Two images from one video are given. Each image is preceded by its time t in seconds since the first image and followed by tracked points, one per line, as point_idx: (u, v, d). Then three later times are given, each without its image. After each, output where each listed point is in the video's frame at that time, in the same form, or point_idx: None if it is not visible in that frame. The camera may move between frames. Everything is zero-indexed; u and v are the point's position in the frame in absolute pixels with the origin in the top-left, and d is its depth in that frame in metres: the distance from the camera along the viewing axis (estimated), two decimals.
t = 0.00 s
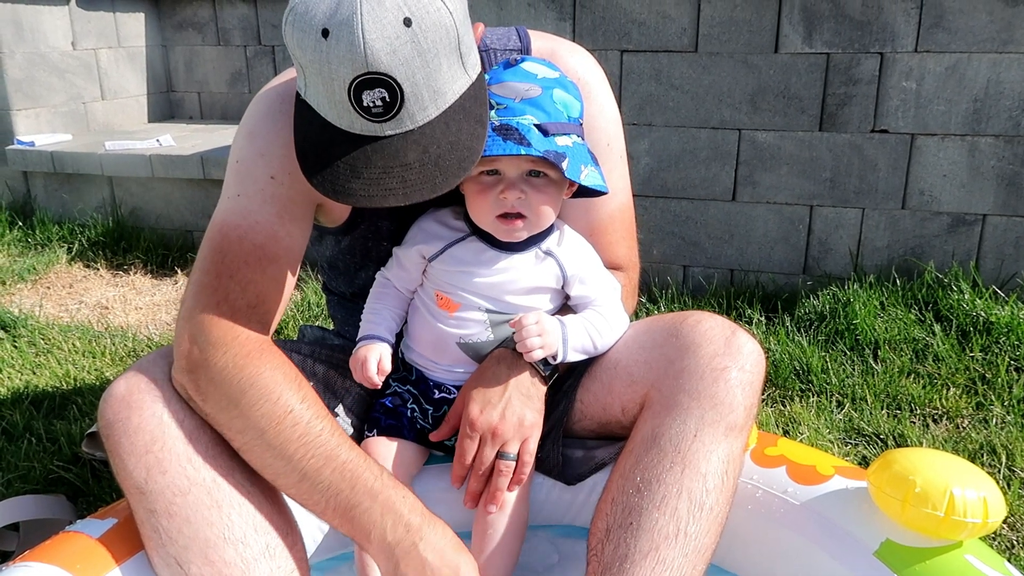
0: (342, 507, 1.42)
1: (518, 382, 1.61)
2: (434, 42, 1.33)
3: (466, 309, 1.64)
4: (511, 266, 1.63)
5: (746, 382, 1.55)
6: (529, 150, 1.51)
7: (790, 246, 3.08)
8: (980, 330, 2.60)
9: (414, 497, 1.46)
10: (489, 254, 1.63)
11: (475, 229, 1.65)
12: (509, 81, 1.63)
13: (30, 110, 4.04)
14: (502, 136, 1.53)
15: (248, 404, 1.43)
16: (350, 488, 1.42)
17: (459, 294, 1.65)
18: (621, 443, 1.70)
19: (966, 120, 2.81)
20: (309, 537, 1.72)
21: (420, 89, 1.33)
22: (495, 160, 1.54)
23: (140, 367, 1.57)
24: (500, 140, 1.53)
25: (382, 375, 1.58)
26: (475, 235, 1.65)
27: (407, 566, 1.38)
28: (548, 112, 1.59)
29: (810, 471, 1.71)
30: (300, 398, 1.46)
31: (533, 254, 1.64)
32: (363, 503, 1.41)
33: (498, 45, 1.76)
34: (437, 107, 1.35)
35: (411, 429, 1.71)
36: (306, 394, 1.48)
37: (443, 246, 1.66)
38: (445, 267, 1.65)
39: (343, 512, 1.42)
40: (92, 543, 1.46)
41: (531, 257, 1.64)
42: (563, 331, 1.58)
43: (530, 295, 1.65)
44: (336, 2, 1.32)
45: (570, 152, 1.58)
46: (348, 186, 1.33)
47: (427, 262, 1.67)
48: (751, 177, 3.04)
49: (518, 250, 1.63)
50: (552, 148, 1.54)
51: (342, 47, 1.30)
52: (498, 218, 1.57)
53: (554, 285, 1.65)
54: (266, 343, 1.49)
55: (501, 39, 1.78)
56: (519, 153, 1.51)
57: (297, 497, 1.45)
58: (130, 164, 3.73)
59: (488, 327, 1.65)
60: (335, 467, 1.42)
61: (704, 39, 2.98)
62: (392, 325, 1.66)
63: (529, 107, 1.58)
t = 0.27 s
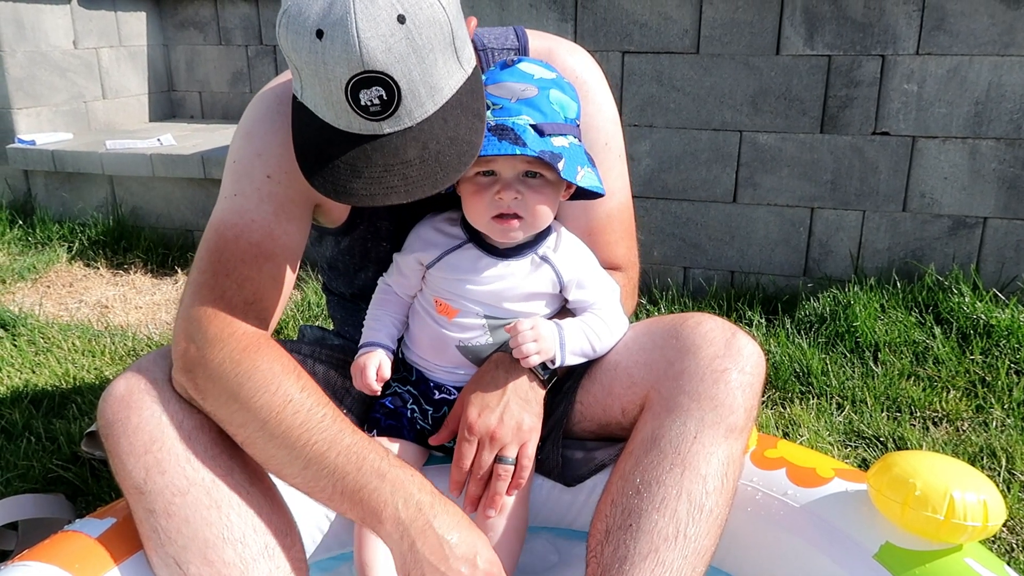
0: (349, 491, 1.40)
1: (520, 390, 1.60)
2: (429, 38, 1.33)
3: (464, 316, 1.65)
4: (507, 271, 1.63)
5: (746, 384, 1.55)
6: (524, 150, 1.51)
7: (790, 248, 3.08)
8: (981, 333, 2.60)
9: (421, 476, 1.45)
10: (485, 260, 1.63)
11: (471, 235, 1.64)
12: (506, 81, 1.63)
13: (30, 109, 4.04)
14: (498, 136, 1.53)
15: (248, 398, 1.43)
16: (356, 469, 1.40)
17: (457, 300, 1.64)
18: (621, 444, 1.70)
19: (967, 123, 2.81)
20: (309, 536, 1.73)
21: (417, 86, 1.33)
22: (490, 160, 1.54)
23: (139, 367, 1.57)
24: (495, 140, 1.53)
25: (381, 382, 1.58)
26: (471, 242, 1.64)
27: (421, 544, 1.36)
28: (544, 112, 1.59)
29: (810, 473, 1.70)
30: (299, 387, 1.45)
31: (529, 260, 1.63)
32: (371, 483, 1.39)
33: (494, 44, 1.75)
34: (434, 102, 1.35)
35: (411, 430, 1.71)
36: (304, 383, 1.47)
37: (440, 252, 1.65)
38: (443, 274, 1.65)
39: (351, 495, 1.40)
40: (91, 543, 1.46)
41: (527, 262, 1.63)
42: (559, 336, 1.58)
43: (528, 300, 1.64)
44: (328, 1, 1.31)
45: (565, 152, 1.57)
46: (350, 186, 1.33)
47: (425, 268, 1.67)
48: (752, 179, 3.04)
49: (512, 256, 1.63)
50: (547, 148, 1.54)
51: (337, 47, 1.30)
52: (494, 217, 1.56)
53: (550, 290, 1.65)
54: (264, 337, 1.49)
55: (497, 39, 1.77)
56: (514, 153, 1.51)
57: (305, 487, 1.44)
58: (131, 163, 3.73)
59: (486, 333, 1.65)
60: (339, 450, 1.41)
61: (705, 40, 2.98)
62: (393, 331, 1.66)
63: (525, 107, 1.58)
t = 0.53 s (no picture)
0: (348, 483, 1.40)
1: (518, 391, 1.60)
2: (426, 33, 1.33)
3: (462, 317, 1.64)
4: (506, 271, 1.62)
5: (746, 384, 1.55)
6: (544, 148, 1.52)
7: (791, 249, 3.08)
8: (981, 334, 2.60)
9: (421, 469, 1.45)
10: (484, 260, 1.62)
11: (470, 233, 1.64)
12: (523, 79, 1.62)
13: (31, 108, 4.04)
14: (516, 134, 1.53)
15: (245, 393, 1.43)
16: (354, 461, 1.40)
17: (455, 300, 1.64)
18: (620, 445, 1.70)
19: (968, 124, 2.80)
20: (309, 536, 1.73)
21: (419, 82, 1.33)
22: (507, 157, 1.53)
23: (139, 366, 1.57)
24: (514, 137, 1.52)
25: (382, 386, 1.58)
26: (469, 241, 1.64)
27: (421, 536, 1.36)
28: (560, 113, 1.59)
29: (810, 474, 1.70)
30: (295, 381, 1.45)
31: (527, 260, 1.63)
32: (370, 475, 1.39)
33: (494, 44, 1.75)
34: (437, 97, 1.35)
35: (410, 429, 1.72)
36: (301, 376, 1.47)
37: (438, 252, 1.64)
38: (440, 273, 1.64)
39: (350, 488, 1.40)
40: (90, 542, 1.46)
41: (525, 263, 1.63)
42: (556, 339, 1.58)
43: (526, 300, 1.64)
44: (323, 4, 1.32)
45: (579, 153, 1.58)
46: (361, 186, 1.33)
47: (423, 268, 1.66)
48: (753, 180, 3.04)
49: (510, 256, 1.63)
50: (564, 148, 1.55)
51: (337, 50, 1.30)
52: (503, 213, 1.54)
53: (547, 290, 1.64)
54: (262, 331, 1.49)
55: (496, 38, 1.77)
56: (534, 151, 1.51)
57: (304, 481, 1.44)
58: (131, 162, 3.73)
59: (484, 333, 1.65)
60: (336, 443, 1.41)
61: (706, 41, 2.98)
62: (393, 333, 1.66)
63: (542, 106, 1.58)
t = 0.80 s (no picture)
0: (332, 502, 1.41)
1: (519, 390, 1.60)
2: (424, 26, 1.34)
3: (468, 315, 1.64)
4: (511, 271, 1.63)
5: (746, 384, 1.54)
6: (556, 156, 1.51)
7: (792, 248, 3.08)
8: (981, 334, 2.60)
9: (409, 493, 1.45)
10: (490, 259, 1.62)
11: (475, 234, 1.63)
12: (526, 85, 1.59)
13: (32, 106, 4.04)
14: (527, 143, 1.52)
15: (241, 398, 1.43)
16: (340, 481, 1.41)
17: (462, 298, 1.64)
18: (620, 444, 1.70)
19: (969, 124, 2.80)
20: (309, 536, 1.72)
21: (416, 75, 1.33)
22: (517, 167, 1.52)
23: (139, 364, 1.57)
24: (526, 148, 1.51)
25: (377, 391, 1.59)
26: (475, 241, 1.64)
27: (397, 565, 1.38)
28: (564, 116, 1.59)
29: (810, 474, 1.70)
30: (292, 391, 1.45)
31: (533, 258, 1.63)
32: (353, 498, 1.40)
33: (495, 42, 1.75)
34: (435, 91, 1.35)
35: (411, 429, 1.70)
36: (299, 386, 1.47)
37: (445, 252, 1.64)
38: (447, 274, 1.64)
39: (334, 507, 1.41)
40: (90, 539, 1.46)
41: (531, 262, 1.63)
42: (554, 345, 1.58)
43: (532, 300, 1.64)
44: None
45: (586, 156, 1.58)
46: (356, 179, 1.33)
47: (428, 269, 1.66)
48: (753, 179, 3.04)
49: (516, 255, 1.63)
50: (573, 152, 1.55)
51: (335, 41, 1.30)
52: (514, 220, 1.55)
53: (554, 289, 1.65)
54: (262, 336, 1.49)
55: (497, 36, 1.77)
56: (548, 161, 1.51)
57: (289, 492, 1.44)
58: (132, 161, 3.74)
59: (490, 333, 1.65)
60: (325, 460, 1.42)
61: (707, 40, 2.98)
62: (393, 336, 1.66)
63: (547, 112, 1.57)
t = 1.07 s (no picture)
0: (316, 520, 1.42)
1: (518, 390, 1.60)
2: (427, 25, 1.34)
3: (466, 319, 1.64)
4: (510, 274, 1.63)
5: (745, 386, 1.55)
6: (558, 146, 1.51)
7: (791, 251, 3.08)
8: (980, 336, 2.60)
9: (393, 517, 1.44)
10: (488, 262, 1.62)
11: (474, 236, 1.63)
12: (528, 81, 1.62)
13: (32, 107, 4.04)
14: (529, 133, 1.52)
15: (236, 407, 1.43)
16: (325, 500, 1.42)
17: (459, 303, 1.64)
18: (619, 446, 1.70)
19: (968, 126, 2.81)
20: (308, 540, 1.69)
21: (418, 74, 1.33)
22: (518, 157, 1.52)
23: (139, 366, 1.57)
24: (527, 137, 1.51)
25: (380, 398, 1.62)
26: (473, 243, 1.63)
27: None
28: (565, 112, 1.60)
29: (808, 476, 1.70)
30: (287, 404, 1.46)
31: (532, 261, 1.63)
32: (337, 518, 1.40)
33: (495, 44, 1.75)
34: (436, 90, 1.36)
35: (410, 431, 1.70)
36: (294, 400, 1.47)
37: (443, 254, 1.64)
38: (444, 277, 1.64)
39: (318, 525, 1.41)
40: (89, 541, 1.46)
41: (529, 265, 1.63)
42: (557, 349, 1.58)
43: (530, 303, 1.65)
44: None
45: (586, 154, 1.58)
46: (357, 177, 1.33)
47: (426, 271, 1.66)
48: (753, 181, 3.04)
49: (515, 258, 1.63)
50: (575, 146, 1.55)
51: (337, 39, 1.30)
52: (512, 215, 1.54)
53: (551, 293, 1.65)
54: (260, 344, 1.49)
55: (497, 38, 1.77)
56: (549, 149, 1.51)
57: (273, 506, 1.45)
58: (132, 162, 3.74)
59: (488, 337, 1.65)
60: (312, 478, 1.42)
61: (706, 42, 2.98)
62: (391, 342, 1.67)
63: (549, 106, 1.58)
